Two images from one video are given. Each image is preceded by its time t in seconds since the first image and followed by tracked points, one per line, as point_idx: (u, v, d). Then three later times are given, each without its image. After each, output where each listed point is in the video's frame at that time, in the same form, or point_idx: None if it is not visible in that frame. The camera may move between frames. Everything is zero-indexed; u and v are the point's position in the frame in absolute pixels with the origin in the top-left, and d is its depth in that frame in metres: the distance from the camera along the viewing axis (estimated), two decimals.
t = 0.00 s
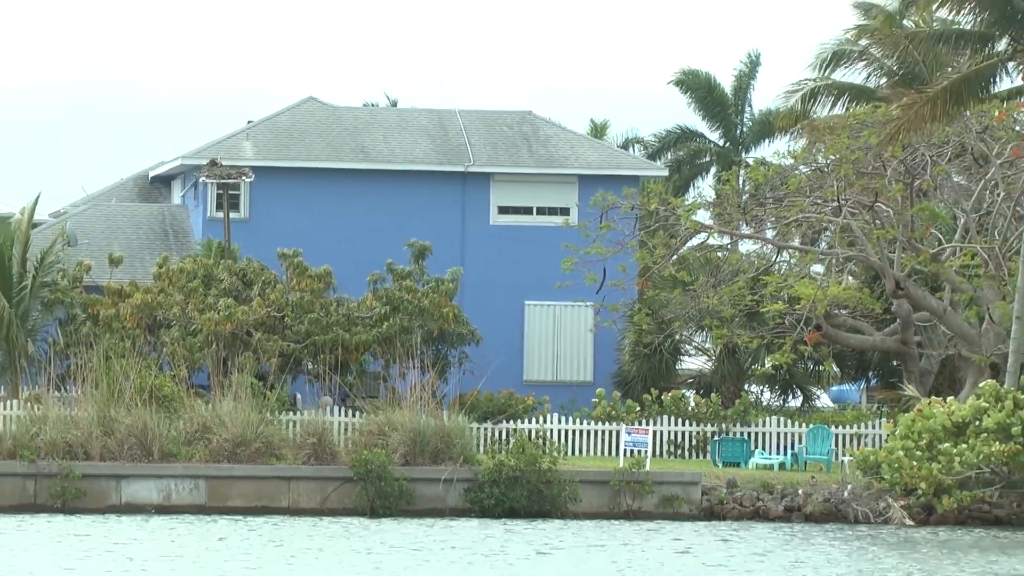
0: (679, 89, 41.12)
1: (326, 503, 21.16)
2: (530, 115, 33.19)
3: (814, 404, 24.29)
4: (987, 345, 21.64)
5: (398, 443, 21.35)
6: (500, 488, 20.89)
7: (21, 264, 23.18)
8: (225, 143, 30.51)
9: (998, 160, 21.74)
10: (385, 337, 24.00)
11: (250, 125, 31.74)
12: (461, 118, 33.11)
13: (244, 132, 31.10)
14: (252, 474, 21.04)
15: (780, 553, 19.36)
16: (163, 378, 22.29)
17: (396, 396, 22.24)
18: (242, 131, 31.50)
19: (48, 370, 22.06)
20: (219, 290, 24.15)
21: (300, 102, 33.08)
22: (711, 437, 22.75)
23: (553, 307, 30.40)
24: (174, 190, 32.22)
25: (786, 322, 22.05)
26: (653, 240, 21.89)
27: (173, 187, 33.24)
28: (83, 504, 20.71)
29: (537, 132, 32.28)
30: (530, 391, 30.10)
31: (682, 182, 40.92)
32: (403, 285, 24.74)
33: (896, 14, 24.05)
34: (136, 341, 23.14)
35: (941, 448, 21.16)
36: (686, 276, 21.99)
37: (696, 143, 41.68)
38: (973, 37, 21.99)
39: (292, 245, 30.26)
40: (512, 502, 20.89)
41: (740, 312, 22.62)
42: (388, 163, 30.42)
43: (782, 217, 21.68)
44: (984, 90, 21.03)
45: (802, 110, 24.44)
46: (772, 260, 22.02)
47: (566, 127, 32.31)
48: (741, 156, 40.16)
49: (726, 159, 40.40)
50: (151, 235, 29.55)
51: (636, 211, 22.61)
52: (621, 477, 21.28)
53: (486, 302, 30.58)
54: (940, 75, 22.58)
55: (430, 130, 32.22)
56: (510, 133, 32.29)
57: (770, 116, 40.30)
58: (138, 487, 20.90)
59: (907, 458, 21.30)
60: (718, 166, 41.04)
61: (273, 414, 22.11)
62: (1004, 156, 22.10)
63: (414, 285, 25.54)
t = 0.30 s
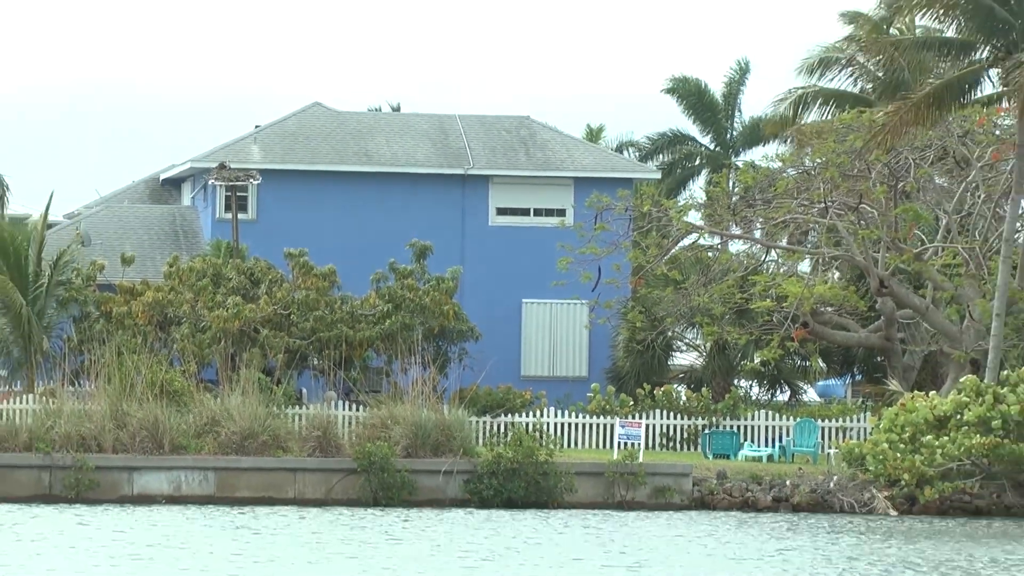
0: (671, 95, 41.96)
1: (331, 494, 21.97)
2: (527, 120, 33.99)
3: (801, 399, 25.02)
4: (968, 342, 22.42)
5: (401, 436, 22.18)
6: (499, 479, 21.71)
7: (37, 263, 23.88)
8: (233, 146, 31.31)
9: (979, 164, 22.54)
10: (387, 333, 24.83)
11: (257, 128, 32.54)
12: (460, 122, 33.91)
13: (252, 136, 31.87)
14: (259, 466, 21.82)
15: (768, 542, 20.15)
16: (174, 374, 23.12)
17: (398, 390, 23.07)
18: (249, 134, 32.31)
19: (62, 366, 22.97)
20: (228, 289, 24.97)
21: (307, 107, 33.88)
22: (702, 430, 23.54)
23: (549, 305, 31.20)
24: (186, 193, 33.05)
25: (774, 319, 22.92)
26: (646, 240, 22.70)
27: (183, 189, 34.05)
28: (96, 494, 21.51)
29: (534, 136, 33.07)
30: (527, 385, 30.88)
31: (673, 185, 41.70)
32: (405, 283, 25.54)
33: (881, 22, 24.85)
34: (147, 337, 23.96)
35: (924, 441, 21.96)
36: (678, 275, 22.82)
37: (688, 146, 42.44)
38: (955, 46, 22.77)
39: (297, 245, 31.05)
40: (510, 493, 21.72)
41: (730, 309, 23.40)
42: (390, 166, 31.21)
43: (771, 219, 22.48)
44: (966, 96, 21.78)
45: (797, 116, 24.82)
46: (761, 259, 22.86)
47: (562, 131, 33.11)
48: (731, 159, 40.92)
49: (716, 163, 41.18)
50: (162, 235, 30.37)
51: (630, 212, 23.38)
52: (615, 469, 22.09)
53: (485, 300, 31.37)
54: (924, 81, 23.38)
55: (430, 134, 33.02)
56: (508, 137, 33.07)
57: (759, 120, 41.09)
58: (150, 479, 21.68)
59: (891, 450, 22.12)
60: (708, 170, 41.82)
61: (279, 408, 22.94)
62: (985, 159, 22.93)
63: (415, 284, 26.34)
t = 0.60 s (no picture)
0: (661, 102, 42.76)
1: (334, 485, 22.80)
2: (524, 124, 34.81)
3: (788, 393, 25.86)
4: (949, 339, 23.18)
5: (401, 429, 22.97)
6: (496, 472, 22.53)
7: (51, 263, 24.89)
8: (239, 150, 32.16)
9: (960, 167, 23.42)
10: (388, 330, 25.58)
11: (263, 132, 33.39)
12: (459, 127, 34.74)
13: (258, 139, 32.73)
14: (266, 458, 22.65)
15: (755, 532, 20.99)
16: (183, 369, 23.96)
17: (399, 385, 23.91)
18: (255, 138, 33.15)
19: (75, 361, 23.80)
20: (235, 287, 25.84)
21: (311, 112, 34.69)
22: (692, 424, 24.35)
23: (545, 302, 32.01)
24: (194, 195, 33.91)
25: (762, 317, 23.78)
26: (638, 241, 23.54)
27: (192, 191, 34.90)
28: (109, 485, 22.34)
29: (530, 140, 33.88)
30: (524, 380, 31.69)
31: (665, 187, 42.43)
32: (405, 281, 26.36)
33: (867, 30, 25.66)
34: (158, 334, 24.82)
35: (906, 434, 22.87)
36: (669, 274, 23.67)
37: (679, 150, 43.16)
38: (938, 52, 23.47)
39: (300, 245, 31.86)
40: (507, 485, 22.53)
41: (719, 307, 24.19)
42: (392, 168, 32.03)
43: (760, 219, 23.50)
44: (947, 100, 22.55)
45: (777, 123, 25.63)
46: (749, 259, 23.73)
47: (558, 135, 33.93)
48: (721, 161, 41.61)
49: (706, 165, 41.90)
50: (172, 235, 31.24)
51: (623, 213, 24.33)
52: (609, 461, 22.91)
53: (483, 298, 32.20)
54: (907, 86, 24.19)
55: (430, 137, 33.85)
56: (505, 140, 33.89)
57: (748, 123, 41.76)
58: (160, 470, 22.52)
59: (875, 443, 22.97)
60: (699, 172, 42.54)
61: (285, 402, 23.78)
62: (965, 162, 23.79)
63: (416, 282, 27.16)
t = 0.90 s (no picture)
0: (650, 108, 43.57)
1: (337, 476, 23.64)
2: (519, 127, 35.65)
3: (775, 387, 26.72)
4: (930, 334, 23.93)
5: (401, 422, 23.83)
6: (493, 463, 23.42)
7: (64, 263, 25.76)
8: (245, 153, 33.02)
9: (941, 169, 24.29)
10: (389, 327, 26.48)
11: (268, 136, 34.25)
12: (457, 130, 35.60)
13: (263, 143, 33.60)
14: (271, 450, 23.48)
15: (742, 521, 21.86)
16: (191, 364, 24.81)
17: (399, 380, 24.79)
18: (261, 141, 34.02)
19: (87, 357, 24.66)
20: (241, 285, 26.74)
21: (315, 116, 35.54)
22: (682, 417, 25.19)
23: (541, 300, 32.86)
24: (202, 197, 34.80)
25: (749, 314, 24.66)
26: (630, 240, 24.39)
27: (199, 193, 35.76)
28: (120, 476, 23.19)
29: (526, 143, 34.73)
30: (519, 375, 32.51)
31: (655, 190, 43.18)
32: (405, 279, 27.21)
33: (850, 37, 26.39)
34: (167, 330, 25.70)
35: (889, 427, 23.77)
36: (660, 272, 24.51)
37: (669, 153, 43.94)
38: (921, 58, 24.22)
39: (304, 244, 32.69)
40: (503, 475, 23.43)
41: (709, 305, 25.03)
42: (393, 171, 32.87)
43: (747, 220, 24.39)
44: (929, 104, 23.34)
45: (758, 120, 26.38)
46: (737, 257, 24.61)
47: (552, 138, 34.79)
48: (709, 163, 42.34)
49: (695, 169, 42.66)
50: (180, 235, 32.11)
51: (615, 214, 25.22)
52: (602, 453, 23.75)
53: (481, 295, 33.06)
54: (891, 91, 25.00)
55: (429, 141, 34.70)
56: (502, 143, 34.75)
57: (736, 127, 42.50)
58: (168, 462, 23.32)
59: (858, 435, 23.91)
60: (688, 174, 43.33)
61: (289, 396, 24.63)
62: (946, 165, 24.65)
63: (416, 280, 28.03)
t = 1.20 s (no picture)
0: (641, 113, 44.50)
1: (339, 467, 24.50)
2: (514, 131, 36.51)
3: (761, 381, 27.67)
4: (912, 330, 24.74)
5: (400, 415, 24.71)
6: (489, 455, 24.28)
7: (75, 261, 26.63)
8: (250, 155, 33.89)
9: (921, 172, 25.18)
10: (388, 324, 27.36)
11: (272, 139, 35.13)
12: (455, 133, 36.47)
13: (268, 145, 34.48)
14: (276, 442, 24.35)
15: (730, 511, 22.72)
16: (198, 360, 25.68)
17: (399, 375, 25.70)
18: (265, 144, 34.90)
19: (98, 353, 25.54)
20: (246, 283, 27.63)
21: (317, 120, 36.40)
22: (672, 411, 26.06)
23: (535, 297, 33.74)
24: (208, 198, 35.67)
25: (737, 311, 25.43)
26: (622, 240, 25.28)
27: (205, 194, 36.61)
28: (130, 468, 24.05)
29: (521, 146, 35.60)
30: (515, 370, 33.37)
31: (646, 192, 44.01)
32: (405, 277, 28.11)
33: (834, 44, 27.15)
34: (174, 327, 26.57)
35: (871, 420, 24.60)
36: (651, 271, 25.38)
37: (660, 156, 44.77)
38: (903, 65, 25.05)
39: (307, 244, 33.52)
40: (499, 467, 24.31)
41: (698, 302, 25.91)
42: (393, 173, 33.75)
43: (736, 220, 25.26)
44: (910, 108, 24.20)
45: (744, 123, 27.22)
46: (725, 256, 25.44)
47: (547, 141, 35.65)
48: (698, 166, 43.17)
49: (685, 170, 43.51)
50: (187, 234, 33.00)
51: (607, 215, 26.11)
52: (595, 445, 24.61)
53: (477, 293, 33.92)
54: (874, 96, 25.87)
55: (428, 144, 35.57)
56: (498, 146, 35.61)
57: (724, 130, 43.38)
58: (176, 454, 24.20)
59: (842, 428, 24.75)
60: (678, 176, 44.18)
61: (293, 390, 25.49)
62: (926, 167, 25.53)
63: (415, 279, 28.91)
